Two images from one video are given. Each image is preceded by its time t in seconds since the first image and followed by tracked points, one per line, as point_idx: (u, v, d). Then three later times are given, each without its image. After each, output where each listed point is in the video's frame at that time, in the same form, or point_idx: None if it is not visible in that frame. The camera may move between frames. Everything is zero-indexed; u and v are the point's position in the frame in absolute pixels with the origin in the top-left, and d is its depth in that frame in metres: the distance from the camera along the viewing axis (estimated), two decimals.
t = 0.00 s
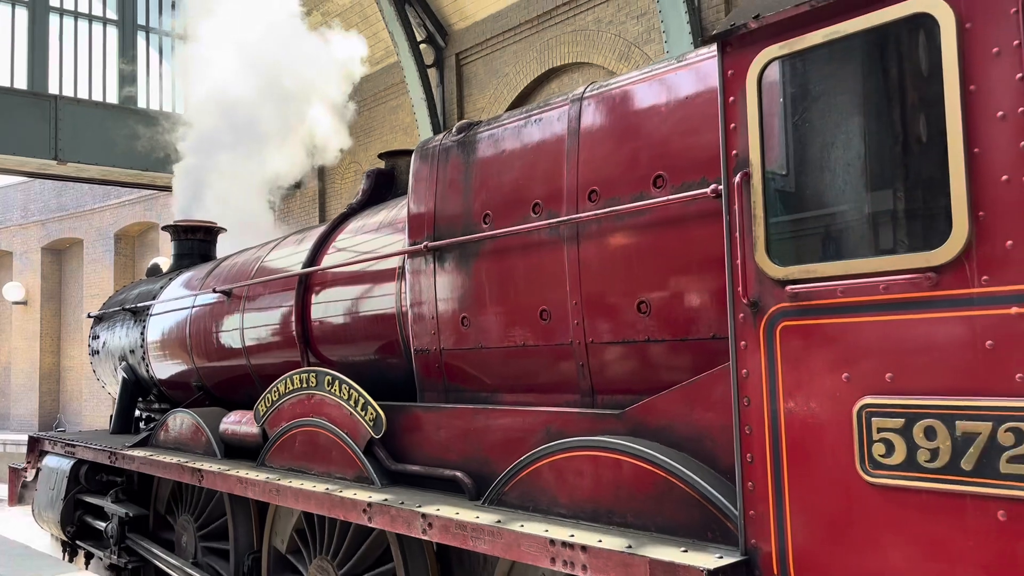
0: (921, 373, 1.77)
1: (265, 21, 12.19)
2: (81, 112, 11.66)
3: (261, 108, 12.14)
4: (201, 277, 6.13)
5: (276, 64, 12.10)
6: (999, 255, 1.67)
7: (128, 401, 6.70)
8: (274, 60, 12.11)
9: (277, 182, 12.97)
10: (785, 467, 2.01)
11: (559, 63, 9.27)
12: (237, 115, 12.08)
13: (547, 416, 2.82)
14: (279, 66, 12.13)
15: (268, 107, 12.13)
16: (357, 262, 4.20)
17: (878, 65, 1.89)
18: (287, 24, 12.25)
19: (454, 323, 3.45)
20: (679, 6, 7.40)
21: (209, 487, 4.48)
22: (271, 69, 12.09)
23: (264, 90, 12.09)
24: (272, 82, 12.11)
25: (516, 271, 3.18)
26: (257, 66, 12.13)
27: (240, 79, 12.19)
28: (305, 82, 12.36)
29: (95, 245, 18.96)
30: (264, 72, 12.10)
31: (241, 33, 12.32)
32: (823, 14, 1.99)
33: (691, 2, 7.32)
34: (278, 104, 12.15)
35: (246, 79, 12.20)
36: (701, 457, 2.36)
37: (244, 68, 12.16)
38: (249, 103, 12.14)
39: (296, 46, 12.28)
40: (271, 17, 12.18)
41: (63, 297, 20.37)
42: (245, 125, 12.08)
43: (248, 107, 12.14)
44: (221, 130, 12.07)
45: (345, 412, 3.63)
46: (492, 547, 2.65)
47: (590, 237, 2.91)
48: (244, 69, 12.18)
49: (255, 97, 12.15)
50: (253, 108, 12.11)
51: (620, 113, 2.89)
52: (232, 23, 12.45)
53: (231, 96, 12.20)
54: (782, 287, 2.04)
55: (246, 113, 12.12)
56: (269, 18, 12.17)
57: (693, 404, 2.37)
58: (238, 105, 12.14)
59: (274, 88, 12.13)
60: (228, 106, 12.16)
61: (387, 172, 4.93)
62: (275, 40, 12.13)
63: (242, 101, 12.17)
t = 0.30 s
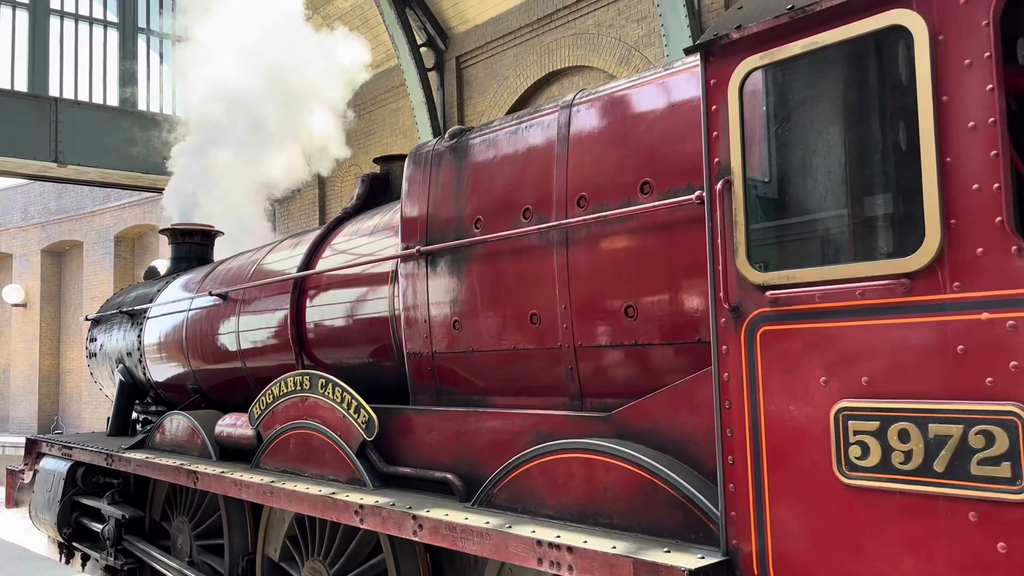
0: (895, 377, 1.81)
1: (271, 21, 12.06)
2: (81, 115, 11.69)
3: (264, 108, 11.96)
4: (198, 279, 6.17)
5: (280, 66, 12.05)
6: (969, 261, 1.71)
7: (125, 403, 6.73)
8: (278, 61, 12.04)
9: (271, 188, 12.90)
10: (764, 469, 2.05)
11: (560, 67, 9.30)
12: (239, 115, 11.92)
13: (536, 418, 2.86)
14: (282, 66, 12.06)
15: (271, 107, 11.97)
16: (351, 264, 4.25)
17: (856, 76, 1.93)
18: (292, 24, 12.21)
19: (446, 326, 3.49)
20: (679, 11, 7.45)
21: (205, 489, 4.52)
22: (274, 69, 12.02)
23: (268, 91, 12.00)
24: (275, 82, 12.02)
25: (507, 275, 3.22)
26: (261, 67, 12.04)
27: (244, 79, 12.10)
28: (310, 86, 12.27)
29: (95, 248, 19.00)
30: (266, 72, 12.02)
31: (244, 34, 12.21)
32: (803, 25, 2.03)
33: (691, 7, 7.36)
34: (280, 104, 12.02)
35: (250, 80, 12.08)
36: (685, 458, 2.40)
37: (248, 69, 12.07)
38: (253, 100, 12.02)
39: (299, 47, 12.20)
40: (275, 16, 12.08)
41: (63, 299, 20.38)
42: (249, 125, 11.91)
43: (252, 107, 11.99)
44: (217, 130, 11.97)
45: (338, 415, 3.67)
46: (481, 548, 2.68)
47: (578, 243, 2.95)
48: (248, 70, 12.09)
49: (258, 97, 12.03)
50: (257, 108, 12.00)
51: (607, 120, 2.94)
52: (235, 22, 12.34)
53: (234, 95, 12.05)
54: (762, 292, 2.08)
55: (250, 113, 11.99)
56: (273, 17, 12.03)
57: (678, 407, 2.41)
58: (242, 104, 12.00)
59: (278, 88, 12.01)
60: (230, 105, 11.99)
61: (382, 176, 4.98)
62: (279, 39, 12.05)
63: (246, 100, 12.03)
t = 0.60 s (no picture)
0: (870, 381, 1.85)
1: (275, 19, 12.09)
2: (81, 116, 11.73)
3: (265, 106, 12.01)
4: (195, 282, 6.21)
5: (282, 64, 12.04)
6: (940, 268, 1.76)
7: (121, 405, 6.77)
8: (280, 59, 12.03)
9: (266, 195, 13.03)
10: (744, 471, 2.09)
11: (559, 69, 9.34)
12: (240, 112, 11.97)
13: (524, 421, 2.90)
14: (284, 64, 12.05)
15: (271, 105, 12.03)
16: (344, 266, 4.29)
17: (834, 86, 1.97)
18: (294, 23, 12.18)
19: (437, 329, 3.52)
20: (679, 14, 7.48)
21: (199, 491, 4.55)
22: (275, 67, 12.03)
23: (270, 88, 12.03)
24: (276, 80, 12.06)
25: (496, 279, 3.26)
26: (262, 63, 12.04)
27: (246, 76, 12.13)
28: (312, 87, 12.27)
29: (94, 249, 19.05)
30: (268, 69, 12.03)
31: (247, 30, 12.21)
32: (781, 36, 2.07)
33: (690, 10, 7.39)
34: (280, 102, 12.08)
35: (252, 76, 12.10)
36: (668, 460, 2.43)
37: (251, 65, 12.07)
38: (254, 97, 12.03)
39: (302, 45, 12.19)
40: (277, 16, 12.14)
41: (61, 301, 20.41)
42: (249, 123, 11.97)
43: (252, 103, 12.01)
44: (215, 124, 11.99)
45: (331, 417, 3.71)
46: (469, 548, 2.72)
47: (566, 247, 2.99)
48: (249, 66, 12.09)
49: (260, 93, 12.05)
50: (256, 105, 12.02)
51: (594, 127, 2.99)
52: (238, 17, 12.31)
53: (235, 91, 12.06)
54: (742, 297, 2.11)
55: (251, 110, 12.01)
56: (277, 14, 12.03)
57: (662, 409, 2.45)
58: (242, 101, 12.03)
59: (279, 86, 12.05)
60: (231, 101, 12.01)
61: (376, 181, 5.02)
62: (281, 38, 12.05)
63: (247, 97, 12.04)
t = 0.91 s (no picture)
0: (842, 383, 1.90)
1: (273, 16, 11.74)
2: (79, 117, 11.77)
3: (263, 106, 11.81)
4: (189, 283, 6.25)
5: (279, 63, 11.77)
6: (909, 274, 1.81)
7: (116, 406, 6.81)
8: (277, 58, 11.75)
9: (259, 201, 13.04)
10: (722, 471, 2.13)
11: (558, 71, 9.37)
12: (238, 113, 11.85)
13: (511, 422, 2.94)
14: (282, 64, 11.77)
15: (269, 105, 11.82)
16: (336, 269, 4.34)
17: (810, 94, 2.01)
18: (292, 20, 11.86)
19: (427, 332, 3.56)
20: (677, 15, 7.51)
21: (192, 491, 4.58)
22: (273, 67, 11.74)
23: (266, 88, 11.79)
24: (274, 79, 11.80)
25: (484, 282, 3.30)
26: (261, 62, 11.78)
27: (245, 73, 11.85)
28: (311, 87, 12.13)
29: (92, 250, 19.07)
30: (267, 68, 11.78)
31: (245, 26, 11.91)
32: (758, 46, 2.12)
33: (689, 12, 7.42)
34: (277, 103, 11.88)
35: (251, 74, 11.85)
36: (650, 460, 2.48)
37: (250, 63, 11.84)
38: (253, 97, 11.85)
39: (300, 44, 11.90)
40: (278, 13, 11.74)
41: (58, 302, 20.43)
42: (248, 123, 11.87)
43: (251, 103, 11.85)
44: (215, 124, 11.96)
45: (321, 418, 3.75)
46: (456, 548, 2.76)
47: (553, 251, 3.03)
48: (249, 63, 11.84)
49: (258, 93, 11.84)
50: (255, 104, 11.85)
51: (580, 133, 3.03)
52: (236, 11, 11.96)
53: (234, 90, 11.91)
54: (720, 301, 2.16)
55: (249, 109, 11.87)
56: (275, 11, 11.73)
57: (644, 411, 2.49)
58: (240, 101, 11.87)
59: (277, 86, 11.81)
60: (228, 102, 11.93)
61: (368, 184, 5.07)
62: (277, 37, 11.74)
63: (245, 96, 11.85)
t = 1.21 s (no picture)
0: (810, 384, 1.95)
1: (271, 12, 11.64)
2: (76, 117, 11.78)
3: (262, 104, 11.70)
4: (183, 285, 6.29)
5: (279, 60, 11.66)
6: (874, 279, 1.86)
7: (108, 407, 6.84)
8: (277, 55, 11.65)
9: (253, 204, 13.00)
10: (695, 471, 2.18)
11: (556, 73, 9.42)
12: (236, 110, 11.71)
13: (495, 423, 2.99)
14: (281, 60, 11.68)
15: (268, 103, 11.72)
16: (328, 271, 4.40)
17: (784, 103, 2.06)
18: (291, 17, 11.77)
19: (414, 333, 3.61)
20: (673, 17, 7.55)
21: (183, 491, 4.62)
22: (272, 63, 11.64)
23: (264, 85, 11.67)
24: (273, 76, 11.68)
25: (470, 284, 3.35)
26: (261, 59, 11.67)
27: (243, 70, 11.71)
28: (308, 86, 12.10)
29: (88, 251, 19.09)
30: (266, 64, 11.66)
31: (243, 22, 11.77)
32: (731, 55, 2.17)
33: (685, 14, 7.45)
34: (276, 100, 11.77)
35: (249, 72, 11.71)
36: (629, 460, 2.53)
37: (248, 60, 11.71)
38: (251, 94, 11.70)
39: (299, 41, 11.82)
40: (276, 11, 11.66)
41: (54, 303, 20.43)
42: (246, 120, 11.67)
43: (249, 101, 11.70)
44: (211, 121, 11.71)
45: (310, 419, 3.80)
46: (440, 546, 2.81)
47: (537, 254, 3.08)
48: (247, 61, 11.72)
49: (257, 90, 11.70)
50: (253, 101, 11.71)
51: (563, 139, 3.09)
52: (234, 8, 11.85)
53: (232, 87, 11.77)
54: (695, 304, 2.21)
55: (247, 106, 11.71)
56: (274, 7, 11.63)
57: (623, 412, 2.54)
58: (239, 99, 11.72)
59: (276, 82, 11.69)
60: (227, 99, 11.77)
61: (358, 187, 5.12)
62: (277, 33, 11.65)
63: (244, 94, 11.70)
